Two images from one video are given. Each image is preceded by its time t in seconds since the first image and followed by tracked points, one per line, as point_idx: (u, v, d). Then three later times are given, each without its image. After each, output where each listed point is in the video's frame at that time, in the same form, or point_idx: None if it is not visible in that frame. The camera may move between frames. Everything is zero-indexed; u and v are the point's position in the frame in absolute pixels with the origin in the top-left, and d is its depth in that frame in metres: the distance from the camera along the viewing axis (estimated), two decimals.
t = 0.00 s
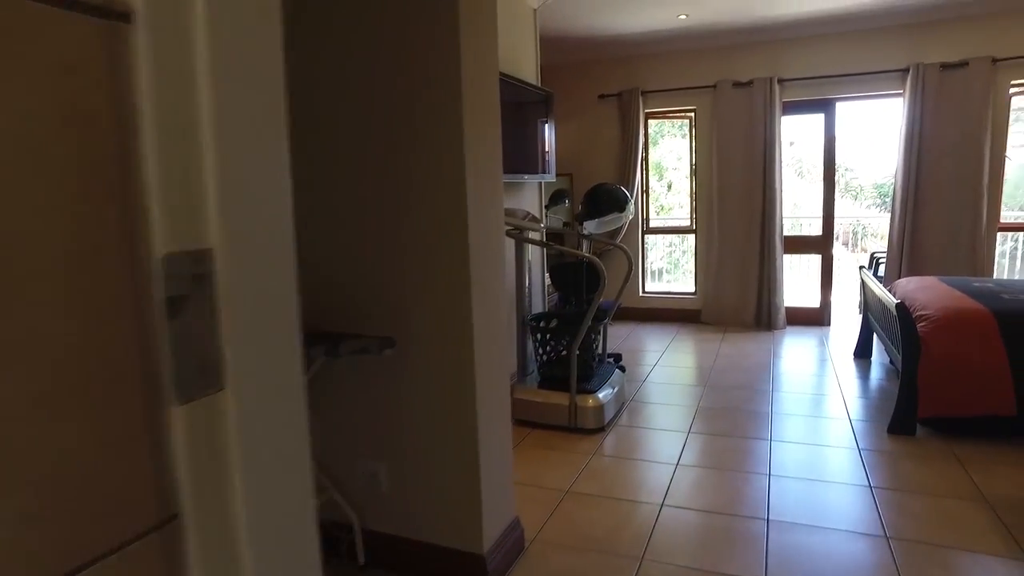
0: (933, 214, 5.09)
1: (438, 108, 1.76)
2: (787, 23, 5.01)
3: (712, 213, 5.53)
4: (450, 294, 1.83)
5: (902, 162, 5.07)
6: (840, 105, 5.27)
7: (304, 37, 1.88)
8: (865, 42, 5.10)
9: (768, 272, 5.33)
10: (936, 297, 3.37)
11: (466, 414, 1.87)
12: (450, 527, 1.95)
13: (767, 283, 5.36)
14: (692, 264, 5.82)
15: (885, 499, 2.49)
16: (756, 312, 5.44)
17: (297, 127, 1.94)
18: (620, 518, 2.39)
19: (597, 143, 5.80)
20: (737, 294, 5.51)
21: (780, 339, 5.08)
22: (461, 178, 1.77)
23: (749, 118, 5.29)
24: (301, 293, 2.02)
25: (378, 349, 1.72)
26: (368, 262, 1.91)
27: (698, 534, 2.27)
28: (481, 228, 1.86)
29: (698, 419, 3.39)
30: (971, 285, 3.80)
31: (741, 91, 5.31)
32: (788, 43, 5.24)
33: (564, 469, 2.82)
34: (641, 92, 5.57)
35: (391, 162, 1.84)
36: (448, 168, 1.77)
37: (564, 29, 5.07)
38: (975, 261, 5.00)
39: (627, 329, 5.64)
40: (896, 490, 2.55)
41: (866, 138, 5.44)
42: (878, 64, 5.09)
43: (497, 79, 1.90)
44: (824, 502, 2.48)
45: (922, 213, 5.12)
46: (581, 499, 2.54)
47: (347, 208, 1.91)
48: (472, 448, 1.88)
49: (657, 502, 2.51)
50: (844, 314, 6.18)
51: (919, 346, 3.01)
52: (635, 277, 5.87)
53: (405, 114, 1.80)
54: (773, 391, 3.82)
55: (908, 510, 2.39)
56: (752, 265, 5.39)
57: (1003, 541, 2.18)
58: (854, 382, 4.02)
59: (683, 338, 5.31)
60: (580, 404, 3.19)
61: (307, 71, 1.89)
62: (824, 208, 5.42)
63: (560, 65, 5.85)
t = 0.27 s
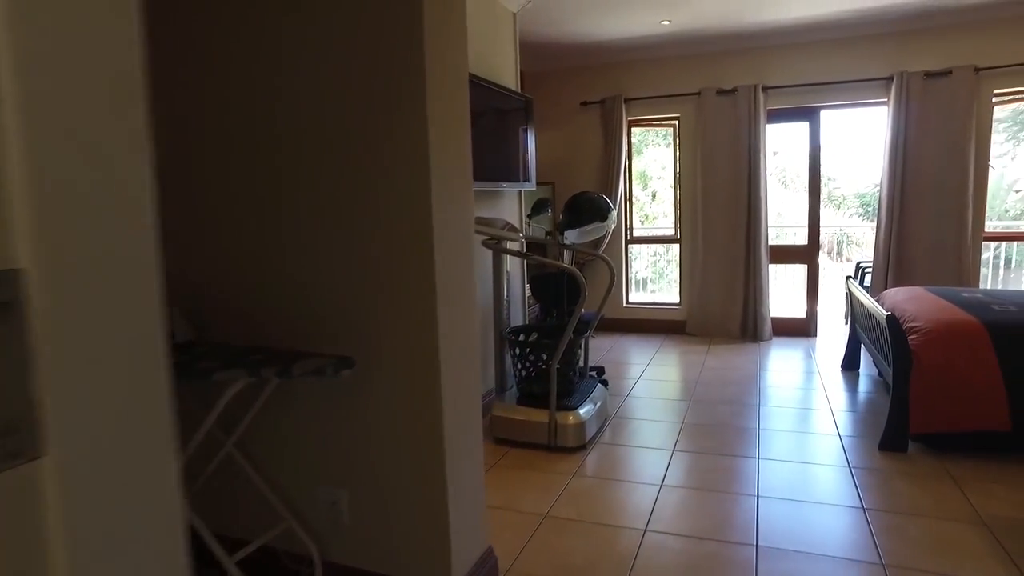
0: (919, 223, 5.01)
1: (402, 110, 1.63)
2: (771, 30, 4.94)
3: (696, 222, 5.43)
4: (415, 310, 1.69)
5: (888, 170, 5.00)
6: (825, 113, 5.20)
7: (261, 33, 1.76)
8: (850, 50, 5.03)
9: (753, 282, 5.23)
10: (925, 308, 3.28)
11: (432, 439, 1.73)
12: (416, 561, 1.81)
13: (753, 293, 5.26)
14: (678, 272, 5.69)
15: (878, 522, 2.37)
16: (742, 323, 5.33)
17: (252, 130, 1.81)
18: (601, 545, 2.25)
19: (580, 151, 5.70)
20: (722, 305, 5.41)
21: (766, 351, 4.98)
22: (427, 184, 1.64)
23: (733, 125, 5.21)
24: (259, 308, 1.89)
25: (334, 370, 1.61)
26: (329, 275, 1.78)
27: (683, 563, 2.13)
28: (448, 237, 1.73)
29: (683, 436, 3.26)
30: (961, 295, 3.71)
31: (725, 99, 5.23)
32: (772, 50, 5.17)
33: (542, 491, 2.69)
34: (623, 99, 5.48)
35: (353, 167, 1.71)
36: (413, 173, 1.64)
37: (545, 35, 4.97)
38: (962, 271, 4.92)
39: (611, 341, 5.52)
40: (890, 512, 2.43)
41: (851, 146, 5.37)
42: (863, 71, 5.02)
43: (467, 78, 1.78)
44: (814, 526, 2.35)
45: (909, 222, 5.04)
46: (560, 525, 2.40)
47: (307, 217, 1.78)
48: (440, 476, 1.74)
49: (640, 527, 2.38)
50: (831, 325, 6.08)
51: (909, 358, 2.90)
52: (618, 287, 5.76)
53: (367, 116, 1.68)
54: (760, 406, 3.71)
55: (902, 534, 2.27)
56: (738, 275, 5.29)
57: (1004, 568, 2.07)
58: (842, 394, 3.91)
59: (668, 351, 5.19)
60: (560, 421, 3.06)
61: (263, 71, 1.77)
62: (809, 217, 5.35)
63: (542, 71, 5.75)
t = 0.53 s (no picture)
0: (908, 228, 4.91)
1: (359, 100, 1.50)
2: (757, 31, 4.84)
3: (682, 229, 5.31)
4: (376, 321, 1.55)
5: (876, 175, 4.90)
6: (812, 117, 5.10)
7: (212, 20, 1.62)
8: (837, 52, 4.94)
9: (741, 288, 5.12)
10: (916, 315, 3.17)
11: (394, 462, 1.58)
12: None
13: (740, 300, 5.15)
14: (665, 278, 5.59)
15: (873, 541, 2.24)
16: (730, 330, 5.22)
17: (199, 125, 1.68)
18: (581, 569, 2.11)
19: (564, 154, 5.58)
20: (709, 312, 5.29)
21: (753, 359, 4.86)
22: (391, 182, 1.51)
23: (720, 129, 5.11)
24: (209, 317, 1.74)
25: (286, 385, 1.47)
26: (283, 281, 1.64)
27: None
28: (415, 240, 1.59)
29: (668, 449, 3.13)
30: (952, 301, 3.61)
31: (712, 101, 5.13)
32: (758, 52, 5.07)
33: (519, 509, 2.55)
34: (608, 101, 5.36)
35: (309, 165, 1.57)
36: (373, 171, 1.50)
37: (527, 36, 4.86)
38: (951, 278, 4.83)
39: (596, 349, 5.39)
40: (884, 530, 2.31)
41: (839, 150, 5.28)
42: (851, 74, 4.93)
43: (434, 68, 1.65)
44: (805, 546, 2.23)
45: (898, 228, 4.93)
46: (537, 547, 2.26)
47: (261, 222, 1.64)
48: (402, 499, 1.60)
49: (621, 548, 2.24)
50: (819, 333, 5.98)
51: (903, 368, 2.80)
52: (604, 294, 5.63)
53: (325, 107, 1.54)
54: (748, 416, 3.59)
55: (898, 554, 2.15)
56: (725, 281, 5.18)
57: None
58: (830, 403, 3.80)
59: (654, 359, 5.07)
60: (541, 434, 2.92)
61: (213, 59, 1.63)
62: (797, 223, 5.25)
63: (525, 73, 5.63)
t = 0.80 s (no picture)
0: (900, 234, 4.80)
1: (310, 95, 1.37)
2: (747, 31, 4.72)
3: (670, 233, 5.19)
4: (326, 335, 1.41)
5: (867, 179, 4.79)
6: (803, 119, 4.99)
7: (153, 8, 1.49)
8: (828, 53, 4.84)
9: (730, 294, 5.00)
10: (911, 324, 3.05)
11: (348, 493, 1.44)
12: None
13: (729, 307, 5.03)
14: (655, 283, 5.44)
15: (868, 566, 2.12)
16: (719, 337, 5.09)
17: (140, 123, 1.54)
18: None
19: (550, 157, 5.45)
20: (697, 318, 5.16)
21: (743, 367, 4.74)
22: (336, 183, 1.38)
23: (708, 131, 4.99)
24: (152, 331, 1.60)
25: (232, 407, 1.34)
26: (230, 293, 1.50)
27: None
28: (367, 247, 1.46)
29: (655, 464, 3.00)
30: (947, 309, 3.50)
31: (700, 103, 5.00)
32: (747, 52, 4.95)
33: (496, 532, 2.41)
34: (595, 103, 5.23)
35: (257, 168, 1.44)
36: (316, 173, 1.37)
37: (511, 35, 4.73)
38: (944, 284, 4.72)
39: (583, 356, 5.25)
40: (881, 553, 2.19)
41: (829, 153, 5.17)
42: (841, 75, 4.82)
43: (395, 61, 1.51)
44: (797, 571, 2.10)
45: (890, 232, 4.82)
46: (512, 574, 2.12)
47: (205, 227, 1.50)
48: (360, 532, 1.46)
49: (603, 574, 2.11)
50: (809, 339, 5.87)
51: (898, 381, 2.67)
52: (591, 299, 5.50)
53: (273, 104, 1.40)
54: (737, 428, 3.46)
55: None
56: (714, 287, 5.05)
57: None
58: (822, 414, 3.68)
59: (641, 367, 4.94)
60: (520, 450, 2.78)
61: (153, 50, 1.50)
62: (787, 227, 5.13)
63: (511, 74, 5.50)
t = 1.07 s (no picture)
0: (895, 236, 4.69)
1: (262, 78, 1.23)
2: (738, 29, 4.61)
3: (660, 236, 5.07)
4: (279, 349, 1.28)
5: (861, 180, 4.68)
6: (795, 119, 4.89)
7: None
8: (821, 52, 4.73)
9: (722, 298, 4.88)
10: (908, 330, 2.94)
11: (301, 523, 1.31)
12: None
13: (721, 311, 4.92)
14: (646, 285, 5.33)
15: None
16: (710, 342, 4.98)
17: (80, 114, 1.41)
18: None
19: (538, 157, 5.33)
20: (688, 323, 5.04)
21: (735, 373, 4.63)
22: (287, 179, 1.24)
23: (699, 131, 4.88)
24: (92, 340, 1.47)
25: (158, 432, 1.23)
26: (175, 300, 1.37)
27: None
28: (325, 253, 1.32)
29: (643, 477, 2.88)
30: (945, 313, 3.40)
31: (690, 102, 4.89)
32: (739, 51, 4.85)
33: (474, 550, 2.28)
34: (583, 102, 5.12)
35: (203, 160, 1.31)
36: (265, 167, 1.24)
37: (497, 32, 4.61)
38: (939, 288, 4.61)
39: (571, 362, 5.13)
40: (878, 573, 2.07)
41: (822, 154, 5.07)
42: (835, 75, 4.72)
43: (357, 47, 1.39)
44: None
45: (884, 235, 4.71)
46: None
47: (150, 228, 1.37)
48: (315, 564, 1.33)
49: None
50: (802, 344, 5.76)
51: (897, 391, 2.56)
52: (579, 303, 5.37)
53: (223, 89, 1.27)
54: (729, 438, 3.34)
55: None
56: (705, 291, 4.94)
57: None
58: (815, 422, 3.57)
59: (631, 373, 4.82)
60: (501, 463, 2.66)
61: (94, 35, 1.37)
62: (779, 230, 5.03)
63: (499, 73, 5.39)
